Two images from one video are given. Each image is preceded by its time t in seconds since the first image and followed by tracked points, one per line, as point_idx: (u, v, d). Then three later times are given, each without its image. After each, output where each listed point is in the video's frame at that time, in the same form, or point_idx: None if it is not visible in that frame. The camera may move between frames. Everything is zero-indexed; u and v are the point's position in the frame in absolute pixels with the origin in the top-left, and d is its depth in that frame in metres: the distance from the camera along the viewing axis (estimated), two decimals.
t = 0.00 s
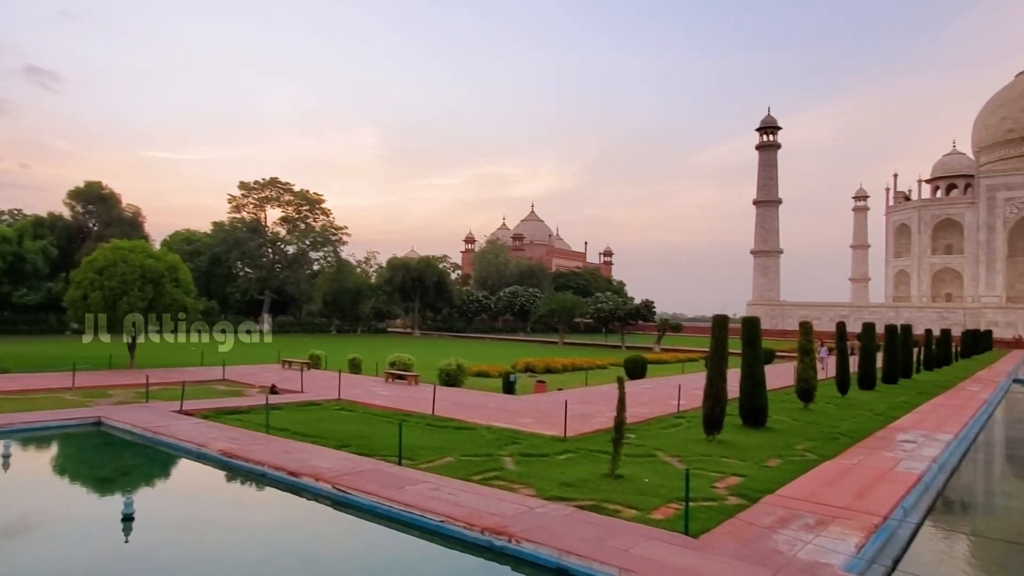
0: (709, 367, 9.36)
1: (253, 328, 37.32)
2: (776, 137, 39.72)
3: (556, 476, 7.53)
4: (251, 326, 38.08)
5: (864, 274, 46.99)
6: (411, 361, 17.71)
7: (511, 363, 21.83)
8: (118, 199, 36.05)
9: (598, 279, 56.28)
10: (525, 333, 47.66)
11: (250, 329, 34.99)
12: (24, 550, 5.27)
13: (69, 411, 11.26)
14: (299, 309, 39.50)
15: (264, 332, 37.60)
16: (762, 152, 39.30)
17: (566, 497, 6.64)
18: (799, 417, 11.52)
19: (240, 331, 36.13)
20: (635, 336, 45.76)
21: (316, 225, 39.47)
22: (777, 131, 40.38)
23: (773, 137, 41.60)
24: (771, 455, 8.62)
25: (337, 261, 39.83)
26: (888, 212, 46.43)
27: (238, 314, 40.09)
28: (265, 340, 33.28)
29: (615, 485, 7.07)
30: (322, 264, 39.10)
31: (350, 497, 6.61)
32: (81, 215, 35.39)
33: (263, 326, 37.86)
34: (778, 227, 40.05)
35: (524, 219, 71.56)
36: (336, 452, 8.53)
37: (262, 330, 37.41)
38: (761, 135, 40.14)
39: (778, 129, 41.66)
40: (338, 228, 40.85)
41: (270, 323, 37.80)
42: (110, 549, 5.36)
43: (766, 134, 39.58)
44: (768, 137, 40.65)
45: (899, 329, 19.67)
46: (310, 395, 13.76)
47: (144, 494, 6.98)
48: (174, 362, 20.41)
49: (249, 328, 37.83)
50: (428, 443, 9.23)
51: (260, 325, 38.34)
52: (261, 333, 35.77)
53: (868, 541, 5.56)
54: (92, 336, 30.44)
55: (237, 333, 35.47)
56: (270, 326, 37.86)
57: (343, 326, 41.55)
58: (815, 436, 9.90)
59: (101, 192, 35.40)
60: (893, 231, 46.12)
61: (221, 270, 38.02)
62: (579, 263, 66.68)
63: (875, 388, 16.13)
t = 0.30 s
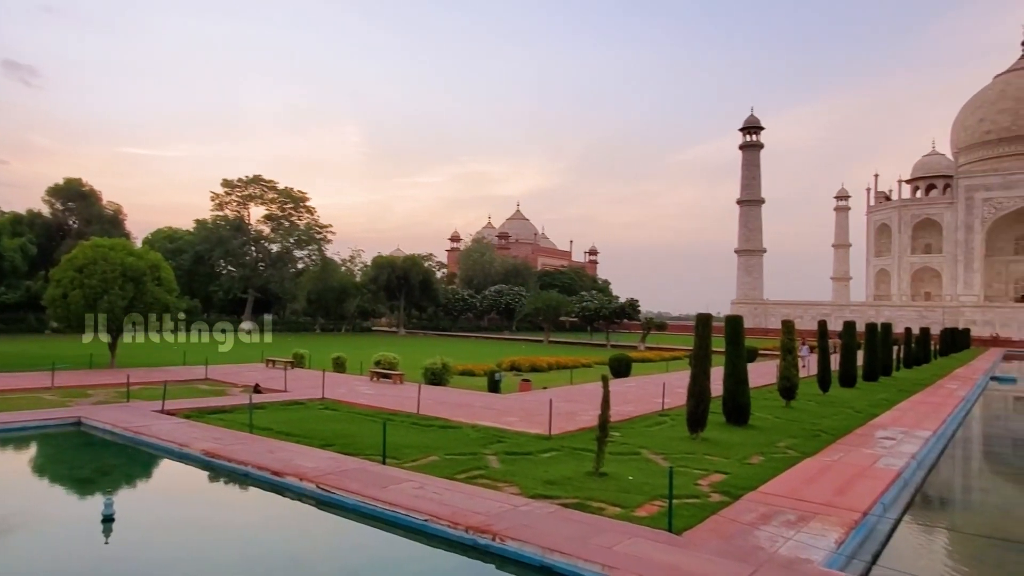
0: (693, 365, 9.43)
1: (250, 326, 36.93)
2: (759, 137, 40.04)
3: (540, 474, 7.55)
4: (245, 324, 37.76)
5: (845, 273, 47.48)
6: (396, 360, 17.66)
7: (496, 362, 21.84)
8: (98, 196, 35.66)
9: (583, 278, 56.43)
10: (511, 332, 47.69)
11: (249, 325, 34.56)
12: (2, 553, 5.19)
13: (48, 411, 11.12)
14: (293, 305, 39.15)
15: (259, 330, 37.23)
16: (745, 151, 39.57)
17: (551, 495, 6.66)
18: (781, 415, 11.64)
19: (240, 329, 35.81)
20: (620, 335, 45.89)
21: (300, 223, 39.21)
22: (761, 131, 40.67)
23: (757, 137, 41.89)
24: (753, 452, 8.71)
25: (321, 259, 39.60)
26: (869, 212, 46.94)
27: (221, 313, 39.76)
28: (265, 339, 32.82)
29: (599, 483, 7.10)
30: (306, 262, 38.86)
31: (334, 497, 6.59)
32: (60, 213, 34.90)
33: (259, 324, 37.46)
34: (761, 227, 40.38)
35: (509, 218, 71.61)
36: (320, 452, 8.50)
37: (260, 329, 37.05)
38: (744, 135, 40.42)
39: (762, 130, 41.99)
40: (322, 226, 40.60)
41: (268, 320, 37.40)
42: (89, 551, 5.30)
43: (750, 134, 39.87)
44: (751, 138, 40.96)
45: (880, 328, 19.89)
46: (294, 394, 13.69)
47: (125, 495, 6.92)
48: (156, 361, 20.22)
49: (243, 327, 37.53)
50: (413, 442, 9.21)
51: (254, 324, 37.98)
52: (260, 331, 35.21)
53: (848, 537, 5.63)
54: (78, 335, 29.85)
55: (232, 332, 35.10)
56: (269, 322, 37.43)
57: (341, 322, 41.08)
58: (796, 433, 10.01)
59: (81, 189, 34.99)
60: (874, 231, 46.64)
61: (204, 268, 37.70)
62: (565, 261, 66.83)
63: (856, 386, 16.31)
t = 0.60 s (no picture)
0: (674, 364, 9.51)
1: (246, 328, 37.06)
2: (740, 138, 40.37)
3: (523, 473, 7.57)
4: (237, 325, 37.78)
5: (824, 272, 48.06)
6: (378, 359, 17.58)
7: (479, 361, 21.83)
8: (75, 193, 35.11)
9: (566, 277, 56.57)
10: (493, 331, 47.67)
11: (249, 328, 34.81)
12: None
13: (22, 412, 10.93)
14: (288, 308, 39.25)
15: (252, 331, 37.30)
16: (726, 152, 39.88)
17: (533, 493, 6.67)
18: (761, 413, 11.76)
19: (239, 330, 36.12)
20: (602, 334, 46.06)
21: (282, 222, 38.86)
22: (742, 132, 41.01)
23: (737, 138, 42.23)
24: (733, 451, 8.79)
25: (303, 258, 39.28)
26: (848, 212, 47.55)
27: (201, 312, 39.32)
28: (263, 339, 33.10)
29: (580, 481, 7.13)
30: (288, 261, 38.54)
31: (314, 497, 6.56)
32: (35, 210, 34.26)
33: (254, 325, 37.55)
34: (742, 227, 40.74)
35: (493, 217, 71.61)
36: (302, 452, 8.45)
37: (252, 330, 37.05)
38: (725, 135, 40.73)
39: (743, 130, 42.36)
40: (304, 224, 40.23)
41: (268, 322, 37.68)
42: (64, 553, 5.22)
43: (730, 134, 40.20)
44: (732, 138, 41.30)
45: (857, 326, 20.16)
46: (274, 394, 13.59)
47: (102, 496, 6.83)
48: (135, 361, 19.97)
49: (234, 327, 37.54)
50: (395, 442, 9.19)
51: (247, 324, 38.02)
52: (260, 333, 35.45)
53: (825, 532, 5.70)
54: (62, 334, 29.48)
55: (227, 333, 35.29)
56: (269, 324, 37.77)
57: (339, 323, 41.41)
58: (776, 431, 10.12)
59: (56, 186, 34.40)
60: (853, 231, 47.26)
61: (184, 267, 37.29)
62: (548, 261, 66.96)
63: (834, 384, 16.50)
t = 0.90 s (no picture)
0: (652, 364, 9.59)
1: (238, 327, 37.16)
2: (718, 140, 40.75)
3: (502, 473, 7.58)
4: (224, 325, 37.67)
5: (800, 273, 48.69)
6: (357, 359, 17.49)
7: (459, 362, 21.80)
8: (46, 191, 34.49)
9: (546, 277, 56.68)
10: (473, 331, 47.66)
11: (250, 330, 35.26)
12: None
13: None
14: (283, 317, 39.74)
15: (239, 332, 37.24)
16: (704, 154, 40.22)
17: (512, 494, 6.69)
18: (737, 412, 11.90)
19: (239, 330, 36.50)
20: (582, 334, 46.24)
21: (260, 221, 38.50)
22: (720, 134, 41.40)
23: (716, 140, 42.60)
24: (710, 450, 8.87)
25: (281, 258, 38.96)
26: (823, 214, 48.24)
27: (177, 312, 38.78)
28: (262, 339, 33.45)
29: (559, 481, 7.16)
30: (266, 261, 38.18)
31: (292, 499, 6.52)
32: (5, 208, 33.34)
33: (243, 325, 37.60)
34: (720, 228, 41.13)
35: (473, 217, 71.60)
36: (279, 453, 8.39)
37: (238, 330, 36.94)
38: (704, 138, 41.09)
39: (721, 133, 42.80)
40: (282, 224, 39.90)
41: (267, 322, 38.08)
42: (36, 558, 5.13)
43: (709, 137, 40.58)
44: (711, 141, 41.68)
45: (831, 327, 20.47)
46: (252, 396, 13.45)
47: (75, 499, 6.72)
48: (109, 361, 19.65)
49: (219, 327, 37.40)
50: (373, 443, 9.15)
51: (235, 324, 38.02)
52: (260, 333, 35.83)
53: (800, 530, 5.78)
54: (42, 335, 29.04)
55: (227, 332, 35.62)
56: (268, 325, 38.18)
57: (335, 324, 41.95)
58: (752, 430, 10.24)
59: (28, 183, 33.73)
60: (828, 233, 47.95)
61: (159, 266, 36.79)
62: (528, 261, 67.11)
63: (809, 384, 16.74)
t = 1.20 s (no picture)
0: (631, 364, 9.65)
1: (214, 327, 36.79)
2: (697, 142, 41.08)
3: (482, 474, 7.58)
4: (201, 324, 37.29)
5: (777, 274, 49.27)
6: (335, 360, 17.37)
7: (438, 362, 21.77)
8: (16, 190, 33.72)
9: (526, 278, 56.72)
10: (454, 332, 47.57)
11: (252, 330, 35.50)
12: None
13: None
14: (278, 320, 39.81)
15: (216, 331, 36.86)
16: (683, 155, 40.53)
17: (491, 494, 6.69)
18: (715, 411, 12.02)
19: (240, 330, 36.60)
20: (562, 334, 46.40)
21: (237, 221, 38.05)
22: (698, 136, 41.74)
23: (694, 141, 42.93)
24: (688, 449, 8.95)
25: (259, 257, 38.56)
26: (799, 215, 48.86)
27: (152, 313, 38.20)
28: (264, 339, 33.62)
29: (538, 481, 7.18)
30: (243, 261, 37.77)
31: (269, 501, 6.46)
32: None
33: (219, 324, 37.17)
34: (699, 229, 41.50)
35: (453, 218, 71.51)
36: (255, 455, 8.30)
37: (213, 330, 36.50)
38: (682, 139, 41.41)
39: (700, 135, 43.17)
40: (260, 223, 39.47)
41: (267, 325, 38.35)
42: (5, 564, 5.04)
43: (687, 138, 40.90)
44: (689, 142, 42.02)
45: (807, 327, 20.74)
46: (228, 397, 13.31)
47: (45, 504, 6.60)
48: (81, 363, 19.31)
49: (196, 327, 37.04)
50: (351, 444, 9.10)
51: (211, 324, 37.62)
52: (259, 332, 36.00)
53: (775, 527, 5.86)
54: (16, 336, 28.57)
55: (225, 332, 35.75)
56: (269, 327, 38.31)
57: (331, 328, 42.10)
58: (729, 429, 10.35)
59: None
60: (804, 234, 48.59)
61: (134, 266, 36.23)
62: (509, 262, 67.17)
63: (785, 383, 16.94)
